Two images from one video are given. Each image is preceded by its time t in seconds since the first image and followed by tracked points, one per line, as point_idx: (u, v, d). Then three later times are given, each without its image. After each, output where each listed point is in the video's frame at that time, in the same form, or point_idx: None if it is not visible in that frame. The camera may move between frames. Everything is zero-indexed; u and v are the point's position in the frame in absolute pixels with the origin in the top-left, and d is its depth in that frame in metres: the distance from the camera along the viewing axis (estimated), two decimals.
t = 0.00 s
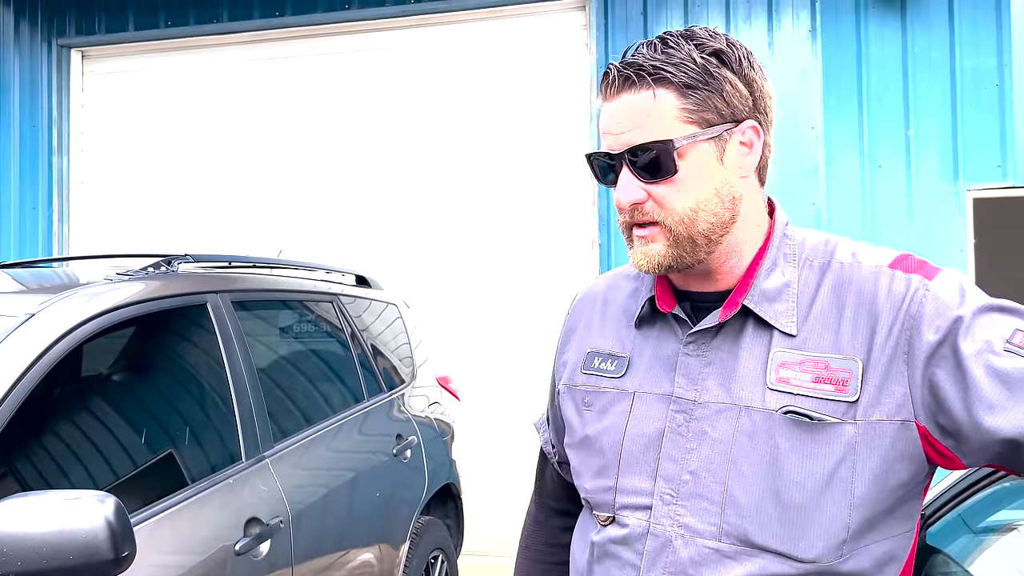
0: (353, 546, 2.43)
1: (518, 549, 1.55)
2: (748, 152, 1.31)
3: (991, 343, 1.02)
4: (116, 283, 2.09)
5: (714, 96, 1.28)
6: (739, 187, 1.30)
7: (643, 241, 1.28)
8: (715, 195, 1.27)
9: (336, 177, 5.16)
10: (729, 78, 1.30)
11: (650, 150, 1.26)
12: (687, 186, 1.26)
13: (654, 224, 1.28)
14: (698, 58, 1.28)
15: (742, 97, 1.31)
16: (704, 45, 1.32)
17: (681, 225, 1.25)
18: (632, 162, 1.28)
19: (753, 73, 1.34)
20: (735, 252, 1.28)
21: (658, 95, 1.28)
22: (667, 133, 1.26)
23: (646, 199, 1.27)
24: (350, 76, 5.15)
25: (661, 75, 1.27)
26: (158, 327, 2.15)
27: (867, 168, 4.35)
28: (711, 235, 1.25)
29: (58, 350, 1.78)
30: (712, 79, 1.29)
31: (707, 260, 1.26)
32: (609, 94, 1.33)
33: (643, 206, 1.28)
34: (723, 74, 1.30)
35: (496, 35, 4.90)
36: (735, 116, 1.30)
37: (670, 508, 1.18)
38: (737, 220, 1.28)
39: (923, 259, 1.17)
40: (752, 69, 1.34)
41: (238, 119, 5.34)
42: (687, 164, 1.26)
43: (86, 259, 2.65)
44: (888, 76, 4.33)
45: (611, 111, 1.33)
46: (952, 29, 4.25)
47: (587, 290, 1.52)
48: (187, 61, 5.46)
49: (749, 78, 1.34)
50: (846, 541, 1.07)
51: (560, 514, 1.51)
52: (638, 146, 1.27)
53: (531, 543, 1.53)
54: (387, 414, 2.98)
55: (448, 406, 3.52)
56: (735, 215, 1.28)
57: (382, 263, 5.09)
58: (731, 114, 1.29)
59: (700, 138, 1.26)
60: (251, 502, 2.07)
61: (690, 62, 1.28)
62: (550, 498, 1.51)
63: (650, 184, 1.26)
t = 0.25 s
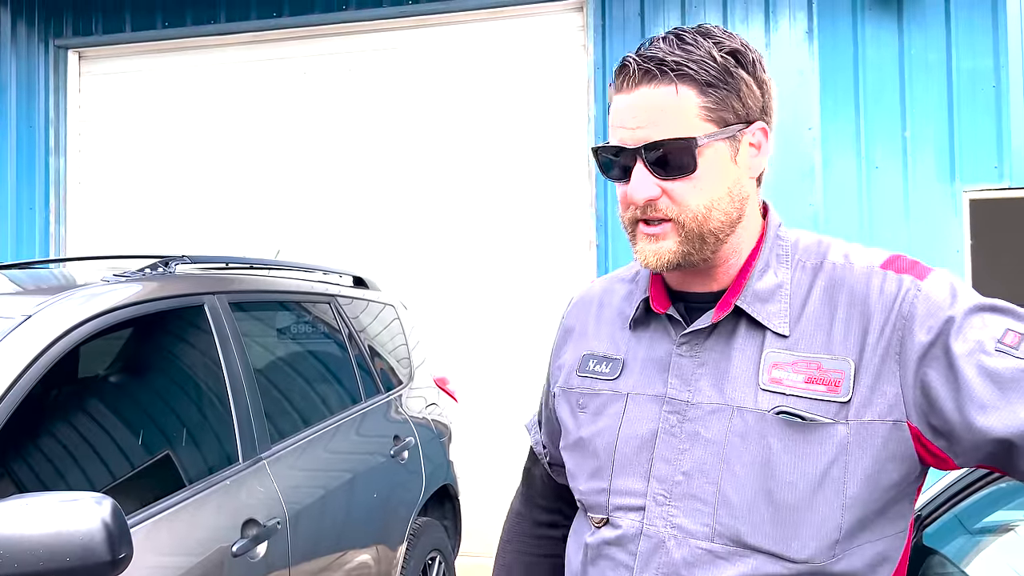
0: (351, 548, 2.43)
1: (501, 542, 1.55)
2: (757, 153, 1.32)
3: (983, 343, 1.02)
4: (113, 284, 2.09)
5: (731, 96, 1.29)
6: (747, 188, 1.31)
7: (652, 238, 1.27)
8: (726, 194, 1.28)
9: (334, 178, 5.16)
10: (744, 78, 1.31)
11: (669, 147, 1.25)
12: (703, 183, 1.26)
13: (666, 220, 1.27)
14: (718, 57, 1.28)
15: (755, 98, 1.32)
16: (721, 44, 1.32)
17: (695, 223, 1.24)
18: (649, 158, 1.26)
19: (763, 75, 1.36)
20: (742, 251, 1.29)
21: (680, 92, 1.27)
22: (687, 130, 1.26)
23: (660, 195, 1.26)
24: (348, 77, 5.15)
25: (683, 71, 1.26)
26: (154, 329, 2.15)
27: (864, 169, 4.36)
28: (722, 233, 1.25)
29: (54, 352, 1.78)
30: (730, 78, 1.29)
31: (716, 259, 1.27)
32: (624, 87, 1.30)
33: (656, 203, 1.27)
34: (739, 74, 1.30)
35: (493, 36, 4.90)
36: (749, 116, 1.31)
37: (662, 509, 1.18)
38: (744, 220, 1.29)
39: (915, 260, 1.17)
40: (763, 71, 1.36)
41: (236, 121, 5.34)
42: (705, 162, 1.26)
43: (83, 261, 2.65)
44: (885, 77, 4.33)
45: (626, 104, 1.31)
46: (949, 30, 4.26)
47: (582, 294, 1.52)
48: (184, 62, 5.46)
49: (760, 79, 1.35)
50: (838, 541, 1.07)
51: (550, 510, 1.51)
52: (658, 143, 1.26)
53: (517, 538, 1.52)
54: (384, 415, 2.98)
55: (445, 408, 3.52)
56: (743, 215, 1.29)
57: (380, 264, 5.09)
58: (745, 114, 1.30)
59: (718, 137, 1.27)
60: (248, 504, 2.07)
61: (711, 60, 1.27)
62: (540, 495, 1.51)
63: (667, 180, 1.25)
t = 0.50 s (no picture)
0: (347, 548, 2.44)
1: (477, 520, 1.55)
2: (762, 164, 1.33)
3: (976, 346, 1.03)
4: (109, 285, 2.09)
5: (748, 107, 1.29)
6: (753, 200, 1.32)
7: (659, 246, 1.27)
8: (733, 206, 1.29)
9: (331, 179, 5.16)
10: (760, 89, 1.31)
11: (684, 158, 1.24)
12: (714, 196, 1.26)
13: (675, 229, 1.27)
14: (739, 67, 1.27)
15: (768, 109, 1.33)
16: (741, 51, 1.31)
17: (703, 234, 1.24)
18: (664, 168, 1.26)
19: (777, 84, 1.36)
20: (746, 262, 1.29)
21: (701, 103, 1.26)
22: (704, 143, 1.25)
23: (670, 204, 1.26)
24: (345, 78, 5.15)
25: (706, 81, 1.24)
26: (151, 329, 2.15)
27: (861, 170, 4.36)
28: (730, 246, 1.26)
29: (50, 353, 1.78)
30: (748, 89, 1.29)
31: (721, 270, 1.27)
32: (641, 89, 1.27)
33: (665, 211, 1.27)
34: (756, 84, 1.30)
35: (490, 37, 4.91)
36: (761, 127, 1.32)
37: (655, 508, 1.18)
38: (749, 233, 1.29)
39: (908, 261, 1.18)
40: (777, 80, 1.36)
41: (233, 121, 5.34)
42: (718, 174, 1.26)
43: (80, 262, 2.65)
44: (882, 78, 4.34)
45: (641, 106, 1.28)
46: (945, 32, 4.27)
47: (575, 294, 1.52)
48: (181, 63, 5.46)
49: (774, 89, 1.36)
50: (830, 542, 1.07)
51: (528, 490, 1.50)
52: (675, 154, 1.25)
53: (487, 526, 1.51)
54: (381, 415, 2.98)
55: (442, 408, 3.52)
56: (748, 227, 1.30)
57: (377, 265, 5.09)
58: (758, 125, 1.31)
59: (732, 151, 1.27)
60: (244, 504, 2.07)
61: (732, 70, 1.26)
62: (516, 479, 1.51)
63: (679, 191, 1.25)
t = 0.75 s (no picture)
0: (344, 549, 2.43)
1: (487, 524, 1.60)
2: (761, 165, 1.32)
3: (974, 346, 1.02)
4: (105, 285, 2.08)
5: (743, 108, 1.28)
6: (749, 200, 1.31)
7: (652, 244, 1.27)
8: (727, 206, 1.28)
9: (327, 179, 5.15)
10: (757, 90, 1.31)
11: (675, 156, 1.25)
12: (707, 194, 1.25)
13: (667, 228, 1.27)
14: (734, 68, 1.27)
15: (765, 111, 1.32)
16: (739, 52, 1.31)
17: (695, 232, 1.24)
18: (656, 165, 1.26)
19: (777, 85, 1.35)
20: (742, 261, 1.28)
21: (694, 102, 1.26)
22: (696, 142, 1.25)
23: (663, 202, 1.26)
24: (342, 78, 5.14)
25: (699, 81, 1.25)
26: (147, 329, 2.13)
27: (857, 170, 4.37)
28: (723, 244, 1.25)
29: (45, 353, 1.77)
30: (744, 89, 1.29)
31: (714, 268, 1.27)
32: (637, 89, 1.28)
33: (658, 209, 1.27)
34: (753, 85, 1.30)
35: (487, 37, 4.91)
36: (758, 129, 1.31)
37: (653, 507, 1.18)
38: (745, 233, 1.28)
39: (907, 262, 1.18)
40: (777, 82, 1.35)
41: (230, 121, 5.33)
42: (711, 173, 1.25)
43: (75, 261, 2.64)
44: (878, 79, 4.35)
45: (637, 107, 1.29)
46: (941, 32, 4.28)
47: (575, 292, 1.52)
48: (178, 62, 5.44)
49: (773, 90, 1.35)
50: (828, 541, 1.07)
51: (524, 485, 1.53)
52: (667, 151, 1.25)
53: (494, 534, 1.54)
54: (378, 416, 2.97)
55: (439, 408, 3.51)
56: (744, 227, 1.29)
57: (374, 265, 5.08)
58: (754, 126, 1.30)
59: (725, 151, 1.27)
60: (240, 505, 2.06)
61: (727, 70, 1.26)
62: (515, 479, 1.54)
63: (671, 189, 1.25)
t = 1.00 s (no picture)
0: (341, 549, 2.43)
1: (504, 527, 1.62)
2: (744, 161, 1.31)
3: (970, 346, 1.02)
4: (101, 285, 2.07)
5: (719, 102, 1.28)
6: (732, 195, 1.30)
7: (631, 236, 1.28)
8: (707, 201, 1.27)
9: (324, 179, 5.15)
10: (736, 84, 1.30)
11: (649, 148, 1.26)
12: (683, 188, 1.26)
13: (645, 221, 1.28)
14: (709, 62, 1.28)
15: (745, 105, 1.31)
16: (717, 48, 1.31)
17: (672, 226, 1.25)
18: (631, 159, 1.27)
19: (759, 82, 1.35)
20: (721, 255, 1.28)
21: (667, 95, 1.27)
22: (670, 135, 1.26)
23: (640, 195, 1.27)
24: (339, 78, 5.14)
25: (671, 74, 1.26)
26: (143, 329, 2.13)
27: (854, 170, 4.38)
28: (700, 238, 1.25)
29: (40, 353, 1.77)
30: (720, 83, 1.29)
31: (692, 262, 1.26)
32: (615, 85, 1.31)
33: (636, 203, 1.28)
34: (730, 80, 1.30)
35: (485, 37, 4.90)
36: (738, 124, 1.30)
37: (653, 508, 1.18)
38: (725, 227, 1.28)
39: (904, 263, 1.18)
40: (758, 78, 1.35)
41: (226, 120, 5.32)
42: (686, 166, 1.26)
43: (72, 261, 2.63)
44: (874, 79, 4.36)
45: (615, 103, 1.31)
46: (938, 33, 4.29)
47: (572, 292, 1.52)
48: (174, 61, 5.43)
49: (755, 86, 1.34)
50: (827, 541, 1.07)
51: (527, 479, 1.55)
52: (640, 144, 1.26)
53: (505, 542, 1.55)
54: (375, 416, 2.97)
55: (436, 409, 3.51)
56: (725, 221, 1.28)
57: (370, 265, 5.08)
58: (733, 121, 1.30)
59: (701, 143, 1.26)
60: (237, 505, 2.06)
61: (701, 64, 1.27)
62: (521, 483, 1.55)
63: (646, 182, 1.26)
